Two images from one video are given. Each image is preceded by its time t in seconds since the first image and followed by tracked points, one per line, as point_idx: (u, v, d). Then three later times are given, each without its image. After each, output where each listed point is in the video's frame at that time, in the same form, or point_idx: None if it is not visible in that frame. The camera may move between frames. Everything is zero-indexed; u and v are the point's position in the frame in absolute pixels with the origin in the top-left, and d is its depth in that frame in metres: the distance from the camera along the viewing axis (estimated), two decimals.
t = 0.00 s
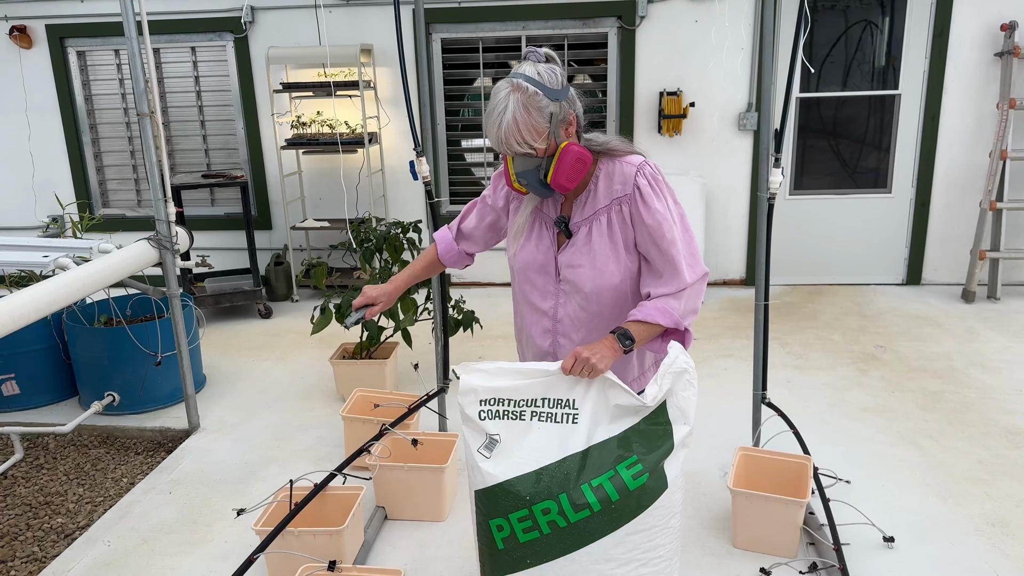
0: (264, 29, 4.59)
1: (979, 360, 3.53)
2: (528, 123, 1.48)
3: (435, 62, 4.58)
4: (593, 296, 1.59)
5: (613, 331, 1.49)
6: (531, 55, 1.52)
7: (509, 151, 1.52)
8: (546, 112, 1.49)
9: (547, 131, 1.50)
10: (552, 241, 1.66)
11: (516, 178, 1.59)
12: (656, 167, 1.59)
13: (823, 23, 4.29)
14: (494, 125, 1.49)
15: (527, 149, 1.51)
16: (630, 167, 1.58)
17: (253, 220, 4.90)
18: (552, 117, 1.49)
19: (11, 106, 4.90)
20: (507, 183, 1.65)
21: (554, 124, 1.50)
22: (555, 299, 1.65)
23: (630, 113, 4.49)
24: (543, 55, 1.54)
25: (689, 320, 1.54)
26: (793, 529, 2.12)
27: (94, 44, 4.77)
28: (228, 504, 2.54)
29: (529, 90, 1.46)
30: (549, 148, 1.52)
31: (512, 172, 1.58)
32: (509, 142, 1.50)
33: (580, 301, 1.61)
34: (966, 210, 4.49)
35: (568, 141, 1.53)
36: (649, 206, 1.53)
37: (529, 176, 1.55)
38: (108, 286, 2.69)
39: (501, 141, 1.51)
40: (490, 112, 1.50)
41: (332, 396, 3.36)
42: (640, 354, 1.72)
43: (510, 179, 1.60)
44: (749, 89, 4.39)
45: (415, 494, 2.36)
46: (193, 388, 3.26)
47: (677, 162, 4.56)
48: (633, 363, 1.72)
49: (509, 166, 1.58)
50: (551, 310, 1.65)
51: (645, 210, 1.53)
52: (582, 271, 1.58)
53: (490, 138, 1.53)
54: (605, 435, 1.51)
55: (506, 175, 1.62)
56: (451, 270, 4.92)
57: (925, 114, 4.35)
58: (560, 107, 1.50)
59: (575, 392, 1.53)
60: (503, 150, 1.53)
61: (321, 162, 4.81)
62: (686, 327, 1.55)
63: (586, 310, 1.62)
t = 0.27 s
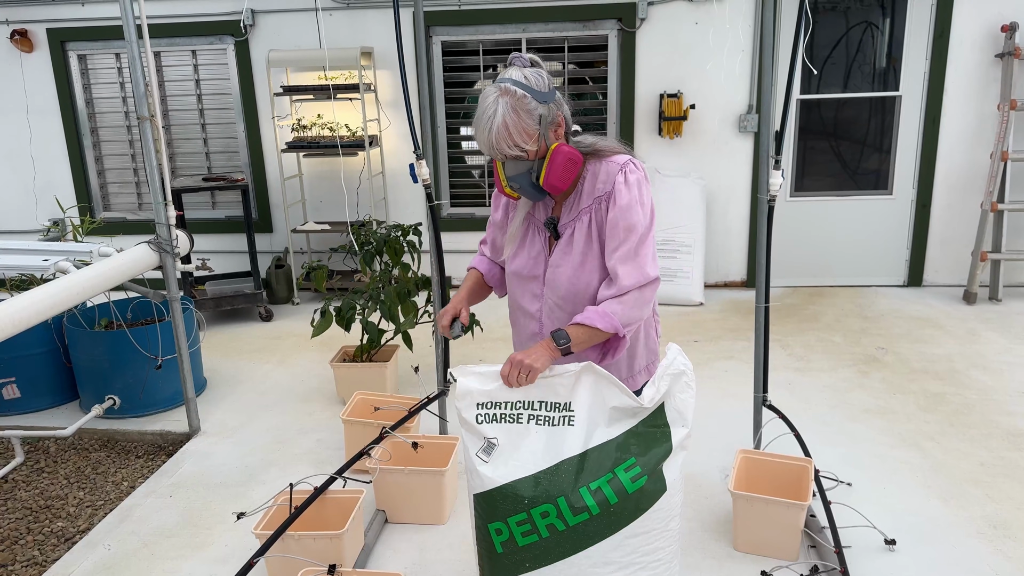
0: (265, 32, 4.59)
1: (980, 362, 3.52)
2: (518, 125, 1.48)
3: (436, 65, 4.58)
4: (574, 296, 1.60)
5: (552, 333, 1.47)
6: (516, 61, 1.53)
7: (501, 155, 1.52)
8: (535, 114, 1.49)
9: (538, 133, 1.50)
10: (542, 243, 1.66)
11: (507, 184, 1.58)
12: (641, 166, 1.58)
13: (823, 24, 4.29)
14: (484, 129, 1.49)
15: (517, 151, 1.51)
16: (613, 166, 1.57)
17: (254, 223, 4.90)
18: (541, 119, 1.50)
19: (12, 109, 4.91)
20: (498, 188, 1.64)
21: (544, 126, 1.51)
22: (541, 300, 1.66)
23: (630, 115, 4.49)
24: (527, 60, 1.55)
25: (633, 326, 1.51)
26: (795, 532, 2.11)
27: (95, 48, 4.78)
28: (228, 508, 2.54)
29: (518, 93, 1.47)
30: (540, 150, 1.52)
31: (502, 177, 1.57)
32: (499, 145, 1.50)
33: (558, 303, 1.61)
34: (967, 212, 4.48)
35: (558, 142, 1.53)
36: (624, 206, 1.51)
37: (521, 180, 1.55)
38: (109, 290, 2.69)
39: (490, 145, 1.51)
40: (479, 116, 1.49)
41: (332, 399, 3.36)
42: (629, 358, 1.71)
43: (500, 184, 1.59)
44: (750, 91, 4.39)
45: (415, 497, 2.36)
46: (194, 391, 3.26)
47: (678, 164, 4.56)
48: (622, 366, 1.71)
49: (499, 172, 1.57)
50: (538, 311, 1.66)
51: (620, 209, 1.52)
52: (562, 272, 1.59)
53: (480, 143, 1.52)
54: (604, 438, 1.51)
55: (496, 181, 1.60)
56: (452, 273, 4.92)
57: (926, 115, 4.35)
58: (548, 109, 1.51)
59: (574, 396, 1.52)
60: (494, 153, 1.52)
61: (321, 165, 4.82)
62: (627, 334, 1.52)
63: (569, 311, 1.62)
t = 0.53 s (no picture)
0: (266, 35, 4.60)
1: (982, 363, 3.52)
2: (508, 134, 1.48)
3: (437, 67, 4.58)
4: (578, 301, 1.60)
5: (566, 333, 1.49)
6: (496, 72, 1.53)
7: (494, 166, 1.52)
8: (523, 121, 1.49)
9: (528, 140, 1.50)
10: (542, 249, 1.66)
11: (502, 194, 1.59)
12: (635, 160, 1.58)
13: (824, 26, 4.29)
14: (473, 143, 1.50)
15: (510, 160, 1.50)
16: (606, 163, 1.56)
17: (255, 226, 4.90)
18: (530, 125, 1.49)
19: (13, 112, 4.91)
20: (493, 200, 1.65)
21: (533, 133, 1.51)
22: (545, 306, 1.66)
23: (631, 117, 4.49)
24: (508, 70, 1.54)
25: (650, 314, 1.51)
26: (797, 535, 2.11)
27: (96, 51, 4.79)
28: (229, 511, 2.54)
29: (503, 103, 1.47)
30: (532, 156, 1.52)
31: (498, 188, 1.59)
32: (492, 156, 1.50)
33: (565, 306, 1.61)
34: (969, 212, 4.48)
35: (549, 147, 1.53)
36: (621, 202, 1.51)
37: (517, 188, 1.56)
38: (110, 293, 2.69)
39: (482, 158, 1.51)
40: (467, 131, 1.50)
41: (333, 401, 3.36)
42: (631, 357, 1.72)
43: (496, 196, 1.60)
44: (751, 92, 4.39)
45: (416, 500, 2.35)
46: (195, 394, 3.26)
47: (679, 165, 4.56)
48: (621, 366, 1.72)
49: (494, 183, 1.58)
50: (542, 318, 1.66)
51: (618, 206, 1.52)
52: (565, 277, 1.58)
53: (471, 157, 1.53)
54: (605, 440, 1.51)
55: (491, 194, 1.62)
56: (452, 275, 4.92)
57: (927, 116, 4.34)
58: (535, 115, 1.51)
59: (576, 398, 1.52)
60: (487, 166, 1.53)
61: (322, 167, 4.82)
62: (646, 323, 1.52)
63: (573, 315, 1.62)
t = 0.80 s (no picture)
0: (267, 37, 4.61)
1: (985, 365, 3.51)
2: (506, 141, 1.48)
3: (438, 69, 4.59)
4: (585, 303, 1.60)
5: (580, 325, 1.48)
6: (493, 78, 1.52)
7: (494, 173, 1.52)
8: (521, 127, 1.49)
9: (527, 145, 1.50)
10: (545, 252, 1.66)
11: (504, 200, 1.59)
12: (636, 161, 1.58)
13: (825, 27, 4.29)
14: (472, 150, 1.50)
15: (509, 166, 1.51)
16: (607, 165, 1.57)
17: (257, 228, 4.91)
18: (528, 131, 1.49)
19: (15, 115, 4.92)
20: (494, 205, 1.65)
21: (532, 138, 1.50)
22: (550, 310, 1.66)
23: (633, 119, 4.49)
24: (505, 76, 1.54)
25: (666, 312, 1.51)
26: (799, 537, 2.10)
27: (98, 54, 4.80)
28: (231, 513, 2.54)
29: (501, 109, 1.46)
30: (532, 161, 1.52)
31: (499, 194, 1.58)
32: (491, 164, 1.50)
33: (570, 308, 1.61)
34: (971, 214, 4.47)
35: (548, 151, 1.53)
36: (627, 202, 1.51)
37: (518, 194, 1.56)
38: (112, 295, 2.69)
39: (482, 165, 1.51)
40: (466, 138, 1.50)
41: (335, 403, 3.36)
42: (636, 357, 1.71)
43: (497, 201, 1.60)
44: (752, 94, 4.39)
45: (418, 502, 2.35)
46: (196, 396, 3.26)
47: (680, 167, 4.55)
48: (628, 365, 1.72)
49: (495, 190, 1.58)
50: (548, 322, 1.66)
51: (623, 206, 1.51)
52: (570, 279, 1.58)
53: (471, 165, 1.53)
54: (607, 442, 1.51)
55: (492, 200, 1.62)
56: (454, 277, 4.92)
57: (928, 118, 4.34)
58: (533, 120, 1.51)
59: (578, 400, 1.52)
60: (487, 173, 1.53)
61: (324, 169, 4.82)
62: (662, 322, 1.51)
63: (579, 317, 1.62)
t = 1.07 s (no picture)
0: (269, 39, 4.61)
1: (987, 367, 3.50)
2: (511, 146, 1.47)
3: (439, 71, 4.59)
4: (593, 306, 1.58)
5: (614, 333, 1.50)
6: (495, 84, 1.53)
7: (499, 179, 1.51)
8: (526, 131, 1.48)
9: (532, 150, 1.50)
10: (549, 255, 1.65)
11: (508, 205, 1.59)
12: (643, 164, 1.59)
13: (826, 28, 4.29)
14: (477, 159, 1.49)
15: (515, 171, 1.50)
16: (616, 168, 1.58)
17: (258, 229, 4.91)
18: (533, 135, 1.49)
19: (17, 117, 4.93)
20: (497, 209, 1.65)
21: (536, 142, 1.50)
22: (556, 312, 1.65)
23: (634, 120, 4.49)
24: (506, 81, 1.54)
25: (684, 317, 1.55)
26: (801, 539, 2.09)
27: (100, 56, 4.81)
28: (232, 515, 2.53)
29: (505, 114, 1.47)
30: (537, 166, 1.51)
31: (503, 199, 1.58)
32: (497, 169, 1.49)
33: (579, 311, 1.60)
34: (973, 215, 4.47)
35: (553, 155, 1.52)
36: (639, 205, 1.52)
37: (524, 198, 1.55)
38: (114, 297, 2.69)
39: (486, 172, 1.50)
40: (469, 146, 1.49)
41: (336, 405, 3.36)
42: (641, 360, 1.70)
43: (501, 205, 1.60)
44: (753, 95, 4.39)
45: (419, 504, 2.35)
46: (198, 398, 3.26)
47: (681, 168, 4.55)
48: (633, 368, 1.70)
49: (500, 195, 1.57)
50: (554, 324, 1.65)
51: (636, 209, 1.53)
52: (580, 281, 1.57)
53: (475, 172, 1.52)
54: (609, 446, 1.50)
55: (496, 204, 1.61)
56: (455, 278, 4.92)
57: (930, 119, 4.34)
58: (537, 124, 1.50)
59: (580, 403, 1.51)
60: (491, 179, 1.52)
61: (325, 171, 4.83)
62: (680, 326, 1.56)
63: (586, 320, 1.61)
